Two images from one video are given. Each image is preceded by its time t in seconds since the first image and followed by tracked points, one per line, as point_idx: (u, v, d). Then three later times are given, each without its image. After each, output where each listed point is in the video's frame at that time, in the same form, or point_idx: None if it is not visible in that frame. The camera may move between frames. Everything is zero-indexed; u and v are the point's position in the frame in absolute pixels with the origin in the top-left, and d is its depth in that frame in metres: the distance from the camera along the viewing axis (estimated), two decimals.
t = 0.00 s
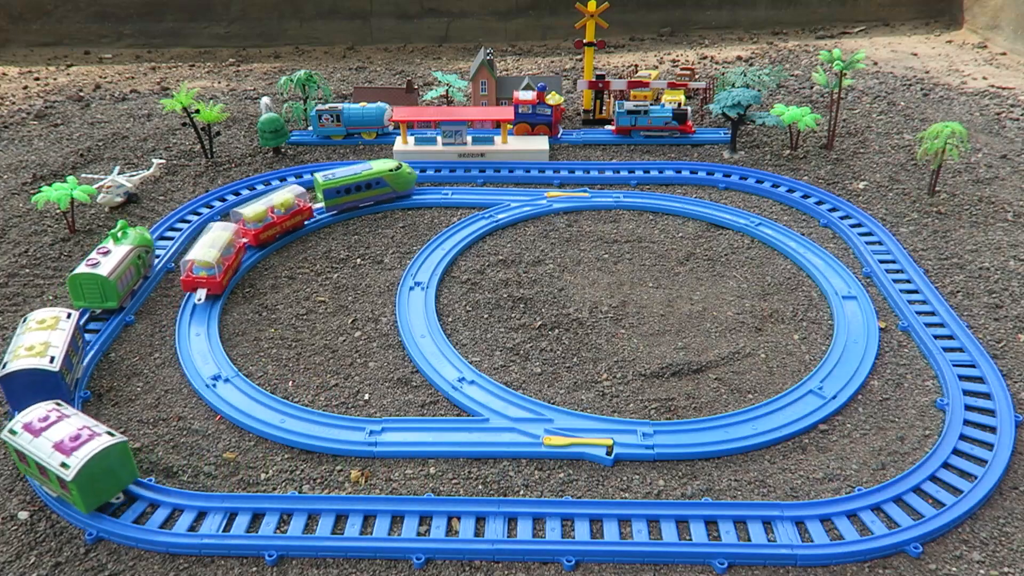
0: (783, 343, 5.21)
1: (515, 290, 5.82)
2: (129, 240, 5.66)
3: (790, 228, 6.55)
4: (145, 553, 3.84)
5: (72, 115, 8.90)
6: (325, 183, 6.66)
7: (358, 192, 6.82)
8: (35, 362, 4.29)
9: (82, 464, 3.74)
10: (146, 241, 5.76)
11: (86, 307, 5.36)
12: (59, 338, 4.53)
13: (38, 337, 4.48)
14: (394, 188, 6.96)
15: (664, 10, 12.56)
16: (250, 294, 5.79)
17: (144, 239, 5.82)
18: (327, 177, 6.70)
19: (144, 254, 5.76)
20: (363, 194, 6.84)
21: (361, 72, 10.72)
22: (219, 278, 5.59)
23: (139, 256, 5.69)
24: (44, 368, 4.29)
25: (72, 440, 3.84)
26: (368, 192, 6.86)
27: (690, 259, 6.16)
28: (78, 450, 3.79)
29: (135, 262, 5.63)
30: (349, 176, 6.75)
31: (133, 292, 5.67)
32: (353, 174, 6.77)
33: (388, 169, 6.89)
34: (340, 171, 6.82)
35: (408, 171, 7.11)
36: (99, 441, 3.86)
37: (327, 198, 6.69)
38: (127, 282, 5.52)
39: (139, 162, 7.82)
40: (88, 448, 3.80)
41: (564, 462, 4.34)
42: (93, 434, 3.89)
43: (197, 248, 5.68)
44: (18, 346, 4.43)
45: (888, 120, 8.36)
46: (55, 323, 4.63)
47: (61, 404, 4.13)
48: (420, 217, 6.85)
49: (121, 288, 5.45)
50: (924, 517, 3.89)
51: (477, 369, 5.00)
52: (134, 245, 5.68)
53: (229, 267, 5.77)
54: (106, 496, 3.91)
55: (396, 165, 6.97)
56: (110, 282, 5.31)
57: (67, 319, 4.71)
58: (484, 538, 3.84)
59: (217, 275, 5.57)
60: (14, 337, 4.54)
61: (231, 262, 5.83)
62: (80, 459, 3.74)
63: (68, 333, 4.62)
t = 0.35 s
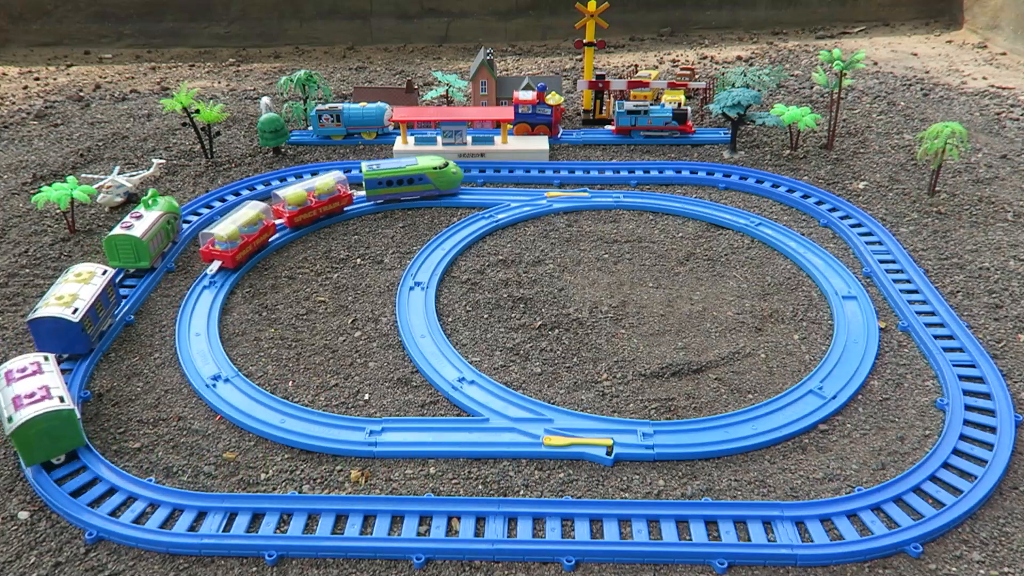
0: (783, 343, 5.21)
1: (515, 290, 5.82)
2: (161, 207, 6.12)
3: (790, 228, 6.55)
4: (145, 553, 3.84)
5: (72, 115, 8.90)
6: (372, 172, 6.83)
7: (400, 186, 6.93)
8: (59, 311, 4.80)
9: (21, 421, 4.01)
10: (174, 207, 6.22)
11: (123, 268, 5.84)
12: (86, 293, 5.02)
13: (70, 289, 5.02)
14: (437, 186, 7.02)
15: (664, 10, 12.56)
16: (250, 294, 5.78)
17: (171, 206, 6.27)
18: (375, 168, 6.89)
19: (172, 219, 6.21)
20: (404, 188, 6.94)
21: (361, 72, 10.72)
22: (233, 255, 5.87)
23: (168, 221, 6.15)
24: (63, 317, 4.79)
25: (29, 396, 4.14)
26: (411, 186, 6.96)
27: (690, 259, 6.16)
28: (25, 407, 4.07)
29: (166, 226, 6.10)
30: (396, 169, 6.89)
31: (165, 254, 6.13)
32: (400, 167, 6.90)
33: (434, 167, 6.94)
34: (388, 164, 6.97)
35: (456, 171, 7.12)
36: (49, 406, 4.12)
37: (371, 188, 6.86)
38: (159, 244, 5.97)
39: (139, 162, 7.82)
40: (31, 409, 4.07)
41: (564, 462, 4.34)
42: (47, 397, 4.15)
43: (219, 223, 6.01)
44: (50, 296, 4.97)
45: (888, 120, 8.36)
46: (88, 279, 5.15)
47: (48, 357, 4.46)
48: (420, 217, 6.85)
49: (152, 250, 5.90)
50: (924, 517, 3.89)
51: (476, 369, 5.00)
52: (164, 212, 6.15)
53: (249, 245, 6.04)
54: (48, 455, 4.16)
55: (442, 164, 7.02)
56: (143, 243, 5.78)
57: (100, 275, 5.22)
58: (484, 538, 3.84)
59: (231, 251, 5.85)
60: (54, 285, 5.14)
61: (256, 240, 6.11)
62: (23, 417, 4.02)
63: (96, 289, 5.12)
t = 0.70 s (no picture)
0: (783, 343, 5.21)
1: (515, 290, 5.82)
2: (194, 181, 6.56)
3: (790, 229, 6.55)
4: (145, 553, 3.84)
5: (72, 115, 8.90)
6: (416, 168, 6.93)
7: (443, 183, 6.97)
8: (94, 266, 5.28)
9: (12, 365, 4.36)
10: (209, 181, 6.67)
11: (149, 233, 6.25)
12: (119, 254, 5.49)
13: (106, 249, 5.53)
14: (479, 187, 7.00)
15: (664, 10, 12.56)
16: (249, 294, 5.78)
17: (207, 182, 6.71)
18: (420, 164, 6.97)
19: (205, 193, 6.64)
20: (446, 186, 6.98)
21: (361, 72, 10.72)
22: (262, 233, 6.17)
23: (200, 194, 6.58)
24: (99, 272, 5.26)
25: (30, 343, 4.50)
26: (453, 185, 6.99)
27: (690, 259, 6.16)
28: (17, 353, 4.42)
29: (197, 198, 6.52)
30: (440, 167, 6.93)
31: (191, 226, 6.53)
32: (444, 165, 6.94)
33: (477, 167, 6.91)
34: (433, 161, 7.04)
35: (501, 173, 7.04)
36: (37, 357, 4.42)
37: (413, 184, 6.96)
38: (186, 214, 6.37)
39: (139, 162, 7.82)
40: (23, 357, 4.40)
41: (564, 462, 4.34)
42: (41, 349, 4.46)
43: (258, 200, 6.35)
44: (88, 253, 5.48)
45: (888, 120, 8.36)
46: (125, 243, 5.65)
47: (71, 313, 4.81)
48: (420, 217, 6.85)
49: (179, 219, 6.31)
50: (924, 517, 3.89)
51: (476, 369, 5.00)
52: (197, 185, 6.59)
53: (281, 225, 6.33)
54: (30, 401, 4.48)
55: (486, 165, 6.96)
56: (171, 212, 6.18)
57: (135, 240, 5.72)
58: (484, 538, 3.84)
59: (260, 230, 6.16)
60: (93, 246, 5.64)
61: (291, 221, 6.40)
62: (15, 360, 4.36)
63: (127, 253, 5.57)
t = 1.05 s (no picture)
0: (783, 343, 5.21)
1: (515, 290, 5.82)
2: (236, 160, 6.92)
3: (790, 229, 6.55)
4: (144, 553, 3.84)
5: (72, 115, 8.90)
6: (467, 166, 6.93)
7: (491, 184, 6.95)
8: (127, 230, 5.69)
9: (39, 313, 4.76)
10: (255, 165, 7.03)
11: (184, 204, 6.69)
12: (149, 220, 5.89)
13: (140, 214, 5.95)
14: (528, 188, 6.94)
15: (664, 10, 12.57)
16: (250, 294, 5.78)
17: (254, 165, 7.08)
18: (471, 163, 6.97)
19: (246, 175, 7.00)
20: (495, 186, 6.95)
21: (361, 72, 10.72)
22: (300, 213, 6.49)
23: (242, 174, 6.95)
24: (131, 236, 5.67)
25: (61, 296, 4.92)
26: (502, 185, 6.95)
27: (690, 259, 6.16)
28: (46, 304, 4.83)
29: (237, 178, 6.89)
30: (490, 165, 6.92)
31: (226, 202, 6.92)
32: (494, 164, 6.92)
33: (527, 167, 6.85)
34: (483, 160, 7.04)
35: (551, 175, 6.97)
36: (61, 310, 4.81)
37: (462, 184, 6.96)
38: (222, 191, 6.75)
39: (139, 162, 7.82)
40: (49, 308, 4.80)
41: (564, 462, 4.34)
42: (66, 304, 4.85)
43: (306, 182, 6.68)
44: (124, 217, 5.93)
45: (888, 120, 8.36)
46: (158, 210, 6.07)
47: (106, 272, 5.19)
48: (420, 217, 6.85)
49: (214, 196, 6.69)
50: (924, 517, 3.89)
51: (477, 369, 5.00)
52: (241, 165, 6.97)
53: (321, 207, 6.61)
54: (54, 350, 4.88)
55: (536, 166, 6.90)
56: (199, 187, 6.56)
57: (164, 208, 6.11)
58: (484, 538, 3.84)
59: (299, 210, 6.48)
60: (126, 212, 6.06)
61: (332, 205, 6.67)
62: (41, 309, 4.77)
63: (158, 220, 5.96)
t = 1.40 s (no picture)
0: (783, 343, 5.22)
1: (515, 290, 5.82)
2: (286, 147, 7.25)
3: (790, 229, 6.55)
4: (144, 553, 3.84)
5: (72, 115, 8.90)
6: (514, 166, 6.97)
7: (540, 184, 6.97)
8: (157, 200, 6.19)
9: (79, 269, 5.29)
10: (305, 154, 7.31)
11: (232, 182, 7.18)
12: (179, 193, 6.40)
13: (171, 187, 6.47)
14: (577, 188, 6.95)
15: (664, 10, 12.57)
16: (250, 294, 5.78)
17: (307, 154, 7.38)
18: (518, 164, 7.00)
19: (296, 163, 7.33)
20: (545, 187, 6.97)
21: (361, 72, 10.72)
22: (340, 199, 6.73)
23: (291, 162, 7.28)
24: (160, 206, 6.17)
25: (98, 255, 5.44)
26: (551, 186, 6.97)
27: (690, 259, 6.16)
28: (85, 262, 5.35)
29: (283, 165, 7.24)
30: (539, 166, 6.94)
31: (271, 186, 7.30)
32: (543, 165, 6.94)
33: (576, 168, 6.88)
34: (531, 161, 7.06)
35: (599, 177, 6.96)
36: (97, 268, 5.32)
37: (511, 184, 6.99)
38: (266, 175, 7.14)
39: (139, 162, 7.82)
40: (88, 265, 5.33)
41: (564, 462, 4.34)
42: (102, 262, 5.37)
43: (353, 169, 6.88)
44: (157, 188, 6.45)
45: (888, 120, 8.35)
46: (188, 183, 6.58)
47: (139, 238, 5.74)
48: (420, 217, 6.85)
49: (257, 178, 7.10)
50: (924, 517, 3.89)
51: (477, 369, 5.00)
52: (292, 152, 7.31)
53: (361, 196, 6.82)
54: (91, 304, 5.38)
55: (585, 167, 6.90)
56: (241, 168, 6.97)
57: (194, 182, 6.61)
58: (484, 538, 3.84)
59: (340, 195, 6.72)
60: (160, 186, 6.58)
61: (375, 195, 6.87)
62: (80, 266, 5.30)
63: (187, 192, 6.46)
